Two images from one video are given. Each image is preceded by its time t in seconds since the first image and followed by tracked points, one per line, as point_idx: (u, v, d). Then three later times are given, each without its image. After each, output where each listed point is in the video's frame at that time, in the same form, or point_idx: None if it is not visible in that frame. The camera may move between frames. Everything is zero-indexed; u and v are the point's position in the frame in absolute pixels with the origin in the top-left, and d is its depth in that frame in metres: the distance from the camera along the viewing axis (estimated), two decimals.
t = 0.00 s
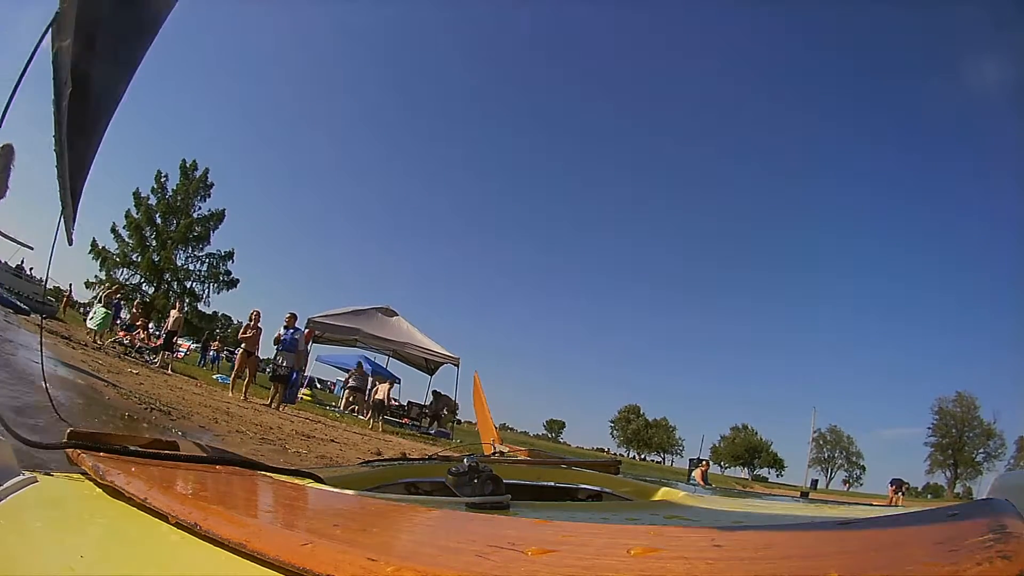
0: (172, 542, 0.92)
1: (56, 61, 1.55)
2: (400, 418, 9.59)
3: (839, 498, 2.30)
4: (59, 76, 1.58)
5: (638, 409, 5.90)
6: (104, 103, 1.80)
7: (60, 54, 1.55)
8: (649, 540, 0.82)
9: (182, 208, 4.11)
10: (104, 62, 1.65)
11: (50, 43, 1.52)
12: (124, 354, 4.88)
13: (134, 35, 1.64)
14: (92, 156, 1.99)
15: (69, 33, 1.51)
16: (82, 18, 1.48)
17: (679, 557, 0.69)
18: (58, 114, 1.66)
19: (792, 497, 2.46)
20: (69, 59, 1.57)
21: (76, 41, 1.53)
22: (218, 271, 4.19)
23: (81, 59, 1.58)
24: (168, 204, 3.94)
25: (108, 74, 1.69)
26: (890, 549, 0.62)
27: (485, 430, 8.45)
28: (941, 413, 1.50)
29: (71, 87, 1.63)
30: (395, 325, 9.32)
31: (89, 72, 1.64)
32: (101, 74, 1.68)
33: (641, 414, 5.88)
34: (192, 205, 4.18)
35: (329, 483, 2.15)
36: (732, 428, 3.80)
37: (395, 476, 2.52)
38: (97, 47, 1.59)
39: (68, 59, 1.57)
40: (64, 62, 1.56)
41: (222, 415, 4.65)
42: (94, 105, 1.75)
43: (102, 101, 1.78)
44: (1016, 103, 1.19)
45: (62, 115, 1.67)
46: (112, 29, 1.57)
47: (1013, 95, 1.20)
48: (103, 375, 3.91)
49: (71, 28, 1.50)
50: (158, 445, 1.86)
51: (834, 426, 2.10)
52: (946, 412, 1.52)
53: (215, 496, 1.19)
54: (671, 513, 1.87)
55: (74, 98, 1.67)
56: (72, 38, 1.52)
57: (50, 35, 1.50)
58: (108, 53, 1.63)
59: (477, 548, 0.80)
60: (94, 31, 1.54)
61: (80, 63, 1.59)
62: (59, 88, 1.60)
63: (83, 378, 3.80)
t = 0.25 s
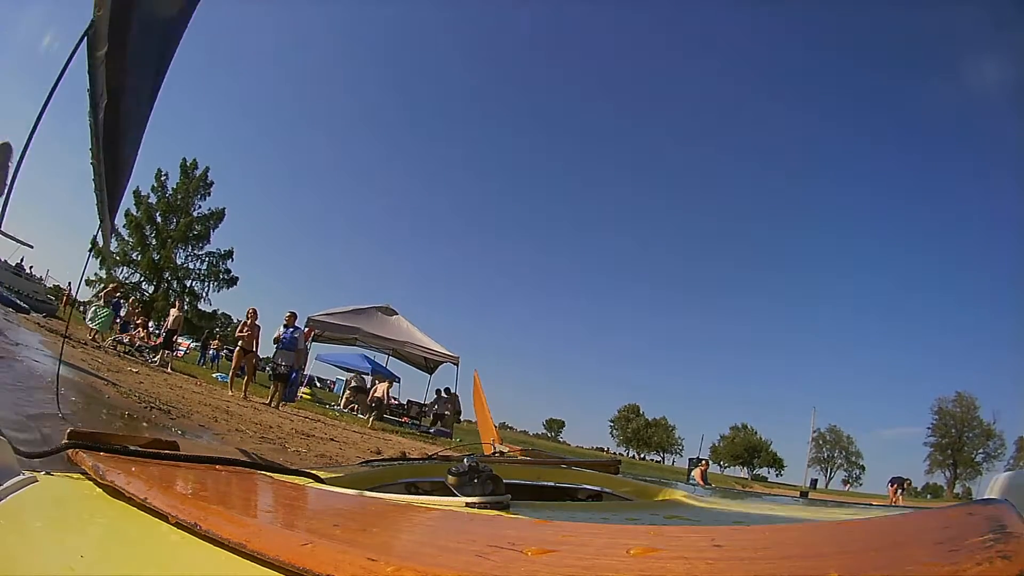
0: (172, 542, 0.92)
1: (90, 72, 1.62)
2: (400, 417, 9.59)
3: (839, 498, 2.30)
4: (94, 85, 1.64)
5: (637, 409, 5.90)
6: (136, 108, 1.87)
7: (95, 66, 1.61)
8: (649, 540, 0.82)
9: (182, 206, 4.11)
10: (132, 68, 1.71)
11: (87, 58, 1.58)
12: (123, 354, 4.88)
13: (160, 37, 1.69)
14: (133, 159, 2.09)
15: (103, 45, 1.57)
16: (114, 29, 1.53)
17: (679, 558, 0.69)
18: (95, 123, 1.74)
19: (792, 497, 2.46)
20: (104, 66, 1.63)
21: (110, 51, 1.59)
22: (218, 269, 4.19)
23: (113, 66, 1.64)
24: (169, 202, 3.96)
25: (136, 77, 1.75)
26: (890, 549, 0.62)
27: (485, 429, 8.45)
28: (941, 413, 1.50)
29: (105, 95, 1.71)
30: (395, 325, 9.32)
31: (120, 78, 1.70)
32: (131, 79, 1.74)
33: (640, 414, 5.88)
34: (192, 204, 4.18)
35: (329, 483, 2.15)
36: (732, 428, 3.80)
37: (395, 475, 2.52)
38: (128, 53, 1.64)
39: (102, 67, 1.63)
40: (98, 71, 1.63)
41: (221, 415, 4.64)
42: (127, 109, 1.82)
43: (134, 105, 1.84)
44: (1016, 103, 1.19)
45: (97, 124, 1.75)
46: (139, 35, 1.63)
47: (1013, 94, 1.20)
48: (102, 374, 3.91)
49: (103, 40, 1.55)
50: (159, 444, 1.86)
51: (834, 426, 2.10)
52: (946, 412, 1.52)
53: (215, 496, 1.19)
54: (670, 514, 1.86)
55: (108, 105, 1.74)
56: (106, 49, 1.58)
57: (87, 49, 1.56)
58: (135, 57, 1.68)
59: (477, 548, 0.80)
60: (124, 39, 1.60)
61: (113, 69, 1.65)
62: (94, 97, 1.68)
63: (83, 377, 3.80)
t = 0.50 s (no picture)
0: (172, 542, 0.92)
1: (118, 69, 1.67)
2: (400, 418, 9.59)
3: (839, 498, 2.29)
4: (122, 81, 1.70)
5: (637, 409, 5.89)
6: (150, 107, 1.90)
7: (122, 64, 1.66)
8: (649, 541, 0.82)
9: (182, 208, 4.11)
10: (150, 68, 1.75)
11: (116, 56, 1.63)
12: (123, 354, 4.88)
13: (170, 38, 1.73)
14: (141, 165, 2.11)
15: (131, 42, 1.62)
16: (142, 27, 1.59)
17: (679, 558, 0.69)
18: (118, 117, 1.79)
19: (792, 497, 2.46)
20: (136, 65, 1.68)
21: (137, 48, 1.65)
22: (217, 271, 4.19)
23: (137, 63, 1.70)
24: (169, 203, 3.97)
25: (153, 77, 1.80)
26: (891, 549, 0.62)
27: (485, 430, 8.45)
28: (941, 412, 1.50)
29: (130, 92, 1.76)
30: (395, 325, 9.33)
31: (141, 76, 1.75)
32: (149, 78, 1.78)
33: (641, 414, 5.87)
34: (192, 205, 4.19)
35: (329, 483, 2.15)
36: (732, 429, 3.80)
37: (395, 476, 2.52)
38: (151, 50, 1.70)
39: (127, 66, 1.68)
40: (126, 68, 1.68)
41: (221, 415, 4.64)
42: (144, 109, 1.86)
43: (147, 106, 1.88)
44: (1016, 103, 1.18)
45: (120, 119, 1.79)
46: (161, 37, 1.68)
47: (1013, 94, 1.20)
48: (102, 375, 3.91)
49: (132, 37, 1.60)
50: (159, 444, 1.86)
51: (834, 426, 2.10)
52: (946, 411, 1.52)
53: (214, 496, 1.19)
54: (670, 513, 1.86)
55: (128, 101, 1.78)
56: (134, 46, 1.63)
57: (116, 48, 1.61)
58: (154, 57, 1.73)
59: (477, 548, 0.80)
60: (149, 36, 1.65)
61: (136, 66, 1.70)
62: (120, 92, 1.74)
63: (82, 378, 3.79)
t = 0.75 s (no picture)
0: (172, 542, 0.92)
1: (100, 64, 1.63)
2: (400, 417, 9.60)
3: (839, 498, 2.30)
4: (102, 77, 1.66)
5: (637, 408, 5.89)
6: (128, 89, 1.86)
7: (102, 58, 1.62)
8: (648, 540, 0.82)
9: (182, 207, 4.11)
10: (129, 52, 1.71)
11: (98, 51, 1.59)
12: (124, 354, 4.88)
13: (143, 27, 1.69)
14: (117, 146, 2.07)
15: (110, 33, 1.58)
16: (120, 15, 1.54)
17: (678, 558, 0.69)
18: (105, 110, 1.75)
19: (792, 497, 2.46)
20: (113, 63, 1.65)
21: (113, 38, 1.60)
22: (218, 271, 4.19)
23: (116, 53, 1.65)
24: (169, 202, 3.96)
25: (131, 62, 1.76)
26: (890, 549, 0.62)
27: (485, 429, 8.45)
28: (941, 412, 1.50)
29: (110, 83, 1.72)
30: (395, 324, 9.33)
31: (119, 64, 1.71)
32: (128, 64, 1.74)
33: (641, 414, 5.87)
34: (192, 204, 4.18)
35: (329, 483, 2.15)
36: (732, 429, 3.79)
37: (395, 475, 2.52)
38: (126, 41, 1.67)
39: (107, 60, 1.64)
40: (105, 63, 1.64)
41: (221, 415, 4.64)
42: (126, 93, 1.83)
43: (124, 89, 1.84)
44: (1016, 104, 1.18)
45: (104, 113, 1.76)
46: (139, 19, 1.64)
47: (1013, 93, 1.19)
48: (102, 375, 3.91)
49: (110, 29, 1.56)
50: (159, 444, 1.86)
51: (834, 426, 2.10)
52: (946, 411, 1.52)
53: (214, 496, 1.19)
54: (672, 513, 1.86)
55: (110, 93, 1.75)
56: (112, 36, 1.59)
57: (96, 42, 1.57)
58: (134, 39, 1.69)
59: (477, 548, 0.79)
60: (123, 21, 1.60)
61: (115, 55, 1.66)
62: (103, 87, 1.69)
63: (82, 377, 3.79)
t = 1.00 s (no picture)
0: (172, 542, 0.92)
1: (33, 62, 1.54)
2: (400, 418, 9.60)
3: (840, 497, 2.30)
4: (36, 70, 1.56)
5: (637, 408, 5.89)
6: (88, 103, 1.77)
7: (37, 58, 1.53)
8: (648, 540, 0.82)
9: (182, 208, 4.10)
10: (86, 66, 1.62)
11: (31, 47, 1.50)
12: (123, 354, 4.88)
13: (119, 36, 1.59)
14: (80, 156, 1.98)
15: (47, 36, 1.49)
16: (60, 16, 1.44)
17: (679, 557, 0.69)
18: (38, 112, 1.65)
19: (792, 497, 2.46)
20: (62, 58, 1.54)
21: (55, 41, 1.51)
22: (217, 272, 4.17)
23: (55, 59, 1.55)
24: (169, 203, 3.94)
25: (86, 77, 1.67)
26: (890, 549, 0.62)
27: (486, 430, 8.45)
28: (941, 411, 1.50)
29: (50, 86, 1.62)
30: (394, 325, 9.33)
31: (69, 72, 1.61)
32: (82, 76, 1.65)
33: (641, 414, 5.87)
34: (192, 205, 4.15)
35: (329, 483, 2.15)
36: (732, 428, 3.74)
37: (395, 476, 2.52)
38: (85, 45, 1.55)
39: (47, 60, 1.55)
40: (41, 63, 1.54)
41: (221, 415, 4.64)
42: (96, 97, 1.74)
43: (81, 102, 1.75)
44: (1016, 104, 1.18)
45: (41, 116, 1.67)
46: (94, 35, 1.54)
47: (1013, 93, 1.18)
48: (102, 375, 3.91)
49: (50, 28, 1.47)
50: (159, 444, 1.86)
51: (834, 425, 2.10)
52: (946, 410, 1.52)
53: (214, 496, 1.19)
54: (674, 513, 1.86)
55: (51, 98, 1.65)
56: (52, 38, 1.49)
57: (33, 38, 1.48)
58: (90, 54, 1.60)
59: (477, 548, 0.80)
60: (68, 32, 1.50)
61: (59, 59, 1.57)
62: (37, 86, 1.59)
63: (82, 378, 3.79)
